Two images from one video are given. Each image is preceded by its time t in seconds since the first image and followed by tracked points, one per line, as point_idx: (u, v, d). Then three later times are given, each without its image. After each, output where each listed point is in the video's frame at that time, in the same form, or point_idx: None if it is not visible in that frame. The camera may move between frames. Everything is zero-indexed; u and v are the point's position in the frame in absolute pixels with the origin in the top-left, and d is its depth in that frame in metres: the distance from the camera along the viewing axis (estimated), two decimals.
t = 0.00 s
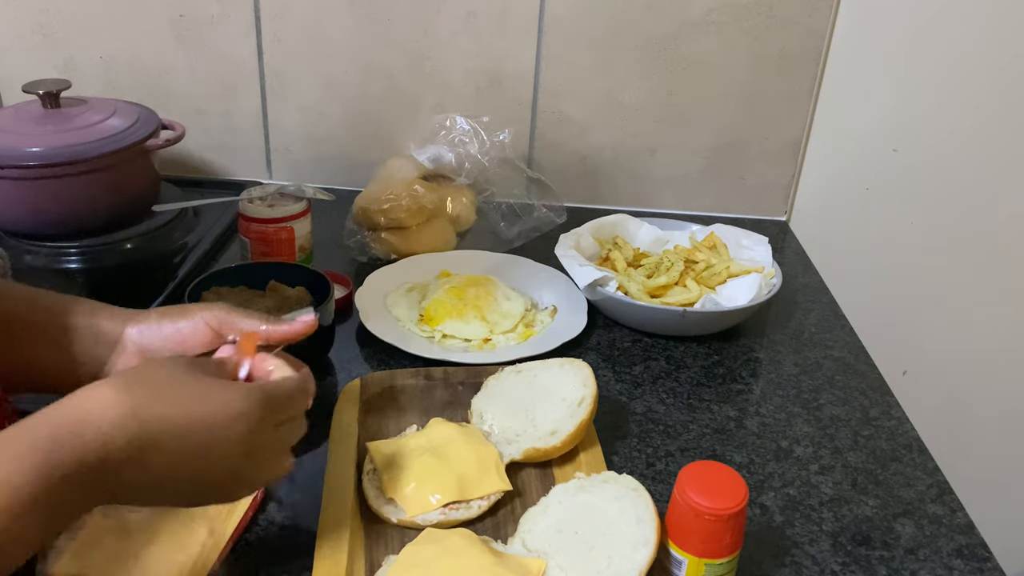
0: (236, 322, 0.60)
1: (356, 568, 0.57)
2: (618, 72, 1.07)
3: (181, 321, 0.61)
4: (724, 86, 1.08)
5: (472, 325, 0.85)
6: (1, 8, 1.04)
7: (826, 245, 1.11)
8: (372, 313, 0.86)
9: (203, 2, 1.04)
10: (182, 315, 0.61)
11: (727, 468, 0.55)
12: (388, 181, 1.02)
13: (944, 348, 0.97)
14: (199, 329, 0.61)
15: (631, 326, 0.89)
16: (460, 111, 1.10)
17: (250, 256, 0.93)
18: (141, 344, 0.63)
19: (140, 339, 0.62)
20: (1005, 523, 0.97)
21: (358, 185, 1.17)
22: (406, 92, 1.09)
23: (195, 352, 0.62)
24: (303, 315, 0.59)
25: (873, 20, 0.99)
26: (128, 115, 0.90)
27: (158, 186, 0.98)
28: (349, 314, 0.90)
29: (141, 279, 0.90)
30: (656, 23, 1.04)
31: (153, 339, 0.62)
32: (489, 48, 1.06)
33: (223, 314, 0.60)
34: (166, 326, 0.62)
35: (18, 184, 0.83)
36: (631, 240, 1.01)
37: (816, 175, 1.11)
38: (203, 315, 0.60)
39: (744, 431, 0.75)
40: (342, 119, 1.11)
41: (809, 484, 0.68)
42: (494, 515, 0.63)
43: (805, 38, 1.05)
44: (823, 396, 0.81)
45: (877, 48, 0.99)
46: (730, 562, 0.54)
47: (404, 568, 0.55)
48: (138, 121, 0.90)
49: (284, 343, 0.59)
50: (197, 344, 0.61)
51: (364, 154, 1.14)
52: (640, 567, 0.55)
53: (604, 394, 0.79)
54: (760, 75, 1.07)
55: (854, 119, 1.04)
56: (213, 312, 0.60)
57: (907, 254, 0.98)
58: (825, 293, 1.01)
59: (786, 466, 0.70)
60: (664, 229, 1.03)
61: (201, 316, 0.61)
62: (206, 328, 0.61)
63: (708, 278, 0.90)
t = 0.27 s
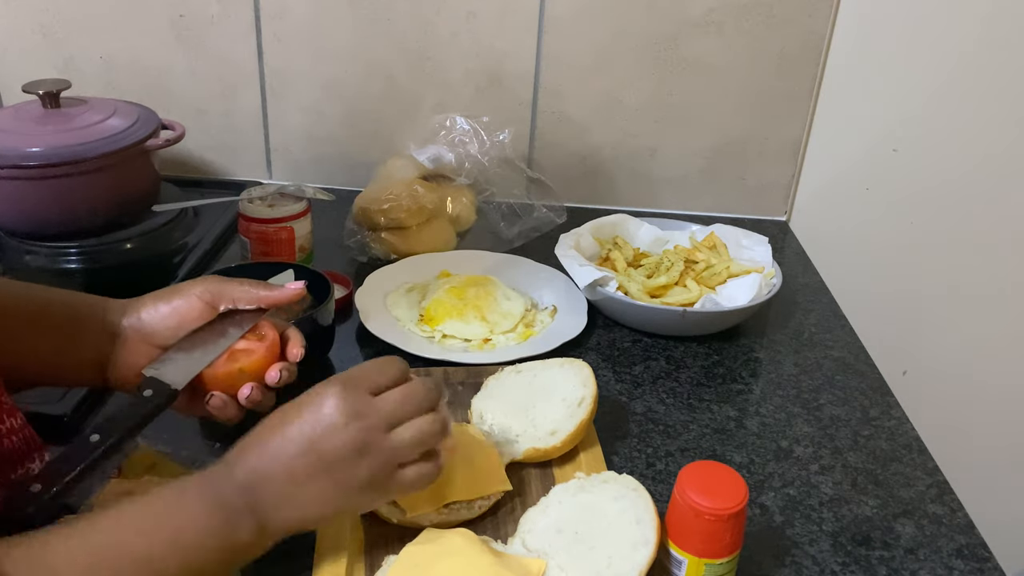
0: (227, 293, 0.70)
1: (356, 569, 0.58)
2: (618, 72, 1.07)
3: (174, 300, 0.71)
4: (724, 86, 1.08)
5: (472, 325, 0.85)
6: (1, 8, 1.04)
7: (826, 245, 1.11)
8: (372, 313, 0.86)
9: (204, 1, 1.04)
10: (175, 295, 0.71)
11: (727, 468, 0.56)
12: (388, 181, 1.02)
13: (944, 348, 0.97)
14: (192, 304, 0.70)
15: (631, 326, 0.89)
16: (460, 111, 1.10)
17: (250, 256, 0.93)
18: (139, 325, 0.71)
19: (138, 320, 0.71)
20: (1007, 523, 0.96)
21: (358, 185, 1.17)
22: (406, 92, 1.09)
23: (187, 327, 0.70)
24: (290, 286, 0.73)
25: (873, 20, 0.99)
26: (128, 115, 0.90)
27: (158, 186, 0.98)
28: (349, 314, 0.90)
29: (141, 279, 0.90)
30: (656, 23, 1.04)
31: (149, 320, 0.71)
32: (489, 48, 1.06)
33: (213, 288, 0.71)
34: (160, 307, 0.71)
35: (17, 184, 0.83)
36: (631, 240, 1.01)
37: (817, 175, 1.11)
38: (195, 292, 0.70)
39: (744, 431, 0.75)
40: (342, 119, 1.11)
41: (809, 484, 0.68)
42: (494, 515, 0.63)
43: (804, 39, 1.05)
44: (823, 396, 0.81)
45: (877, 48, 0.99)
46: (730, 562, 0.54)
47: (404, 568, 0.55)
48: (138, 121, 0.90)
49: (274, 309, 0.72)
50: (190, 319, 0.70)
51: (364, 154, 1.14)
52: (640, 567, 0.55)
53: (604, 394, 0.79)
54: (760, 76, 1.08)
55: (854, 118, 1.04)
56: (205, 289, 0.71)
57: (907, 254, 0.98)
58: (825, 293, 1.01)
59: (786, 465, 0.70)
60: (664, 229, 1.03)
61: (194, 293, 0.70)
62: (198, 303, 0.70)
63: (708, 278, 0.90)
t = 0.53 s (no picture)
0: (239, 295, 0.71)
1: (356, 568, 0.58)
2: (618, 72, 1.07)
3: (188, 302, 0.71)
4: (724, 86, 1.08)
5: (472, 325, 0.85)
6: (1, 8, 1.04)
7: (826, 245, 1.11)
8: (372, 313, 0.86)
9: (204, 1, 1.04)
10: (189, 296, 0.72)
11: (727, 468, 0.56)
12: (388, 181, 1.02)
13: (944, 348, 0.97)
14: (206, 306, 0.71)
15: (631, 326, 0.89)
16: (460, 111, 1.10)
17: (250, 256, 0.93)
18: (153, 326, 0.72)
19: (152, 322, 0.72)
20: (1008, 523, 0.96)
21: (358, 185, 1.17)
22: (406, 92, 1.09)
23: (201, 329, 0.71)
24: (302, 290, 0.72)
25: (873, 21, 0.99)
26: (128, 115, 0.90)
27: (158, 186, 0.98)
28: (349, 314, 0.90)
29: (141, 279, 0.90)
30: (656, 22, 1.04)
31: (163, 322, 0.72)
32: (489, 48, 1.06)
33: (225, 290, 0.71)
34: (174, 309, 0.72)
35: (18, 184, 0.83)
36: (631, 240, 1.01)
37: (817, 175, 1.11)
38: (209, 294, 0.71)
39: (744, 431, 0.75)
40: (341, 119, 1.11)
41: (809, 484, 0.68)
42: (494, 515, 0.63)
43: (803, 39, 1.05)
44: (823, 396, 0.81)
45: (877, 48, 0.99)
46: (730, 562, 0.54)
47: (404, 568, 0.56)
48: (138, 121, 0.90)
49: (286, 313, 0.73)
50: (204, 321, 0.71)
51: (364, 154, 1.14)
52: (640, 567, 0.55)
53: (604, 394, 0.79)
54: (760, 76, 1.07)
55: (854, 119, 1.04)
56: (218, 291, 0.71)
57: (907, 254, 0.98)
58: (825, 293, 1.01)
59: (786, 466, 0.70)
60: (664, 229, 1.03)
61: (207, 295, 0.71)
62: (212, 305, 0.71)
63: (708, 278, 0.90)
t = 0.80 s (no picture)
0: (268, 295, 0.71)
1: (356, 568, 0.57)
2: (618, 72, 1.07)
3: (215, 300, 0.71)
4: (723, 86, 1.08)
5: (472, 325, 0.85)
6: (1, 8, 1.04)
7: (826, 245, 1.11)
8: (372, 313, 0.86)
9: (204, 2, 1.04)
10: (216, 295, 0.71)
11: (727, 468, 0.56)
12: (388, 181, 1.02)
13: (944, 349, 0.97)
14: (234, 305, 0.70)
15: (631, 326, 0.89)
16: (460, 111, 1.10)
17: (250, 256, 0.93)
18: (178, 324, 0.71)
19: (177, 320, 0.71)
20: (1007, 523, 0.96)
21: (358, 185, 1.17)
22: (406, 92, 1.09)
23: (229, 327, 0.70)
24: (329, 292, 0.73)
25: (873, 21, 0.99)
26: (128, 115, 0.90)
27: (158, 186, 0.98)
28: (349, 314, 0.90)
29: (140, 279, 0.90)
30: (656, 23, 1.04)
31: (187, 319, 0.71)
32: (489, 48, 1.06)
33: (253, 290, 0.71)
34: (200, 306, 0.71)
35: (18, 184, 0.83)
36: (632, 240, 1.01)
37: (817, 175, 1.11)
38: (237, 293, 0.71)
39: (744, 431, 0.75)
40: (341, 119, 1.11)
41: (809, 484, 0.68)
42: (494, 515, 0.63)
43: (803, 39, 1.05)
44: (823, 396, 0.81)
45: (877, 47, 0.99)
46: (730, 562, 0.54)
47: (404, 568, 0.56)
48: (138, 121, 0.90)
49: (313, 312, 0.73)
50: (231, 320, 0.70)
51: (363, 154, 1.14)
52: (640, 567, 0.55)
53: (604, 394, 0.79)
54: (760, 76, 1.07)
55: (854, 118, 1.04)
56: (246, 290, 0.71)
57: (907, 254, 0.98)
58: (825, 293, 1.01)
59: (786, 466, 0.70)
60: (664, 229, 1.03)
61: (235, 295, 0.71)
62: (240, 304, 0.71)
63: (708, 278, 0.90)
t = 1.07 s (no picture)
0: (275, 315, 0.67)
1: (356, 568, 0.57)
2: (618, 72, 1.07)
3: (220, 320, 0.68)
4: (723, 86, 1.08)
5: (472, 325, 0.85)
6: (1, 8, 1.04)
7: (826, 245, 1.11)
8: (372, 313, 0.86)
9: (203, 2, 1.04)
10: (221, 316, 0.68)
11: (727, 468, 0.55)
12: (388, 181, 1.02)
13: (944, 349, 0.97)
14: (239, 327, 0.67)
15: (631, 326, 0.89)
16: (460, 111, 1.11)
17: (250, 257, 0.93)
18: (183, 346, 0.69)
19: (182, 342, 0.69)
20: (1007, 522, 0.96)
21: (358, 185, 1.17)
22: (406, 92, 1.09)
23: (235, 349, 0.67)
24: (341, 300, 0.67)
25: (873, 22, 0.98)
26: (128, 115, 0.90)
27: (158, 186, 0.98)
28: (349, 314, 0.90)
29: (140, 279, 0.90)
30: (656, 22, 1.04)
31: (192, 341, 0.68)
32: (489, 48, 1.06)
33: (259, 310, 0.67)
34: (205, 327, 0.68)
35: (19, 184, 0.83)
36: (632, 240, 1.01)
37: (817, 175, 1.11)
38: (243, 313, 0.67)
39: (744, 431, 0.75)
40: (342, 119, 1.11)
41: (809, 484, 0.68)
42: (494, 515, 0.63)
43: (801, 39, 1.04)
44: (823, 396, 0.81)
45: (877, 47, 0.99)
46: (730, 562, 0.54)
47: (404, 568, 0.56)
48: (138, 121, 0.90)
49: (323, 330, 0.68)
50: (236, 342, 0.67)
51: (364, 154, 1.14)
52: (640, 567, 0.55)
53: (604, 394, 0.79)
54: (760, 76, 1.07)
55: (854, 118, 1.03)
56: (252, 309, 0.67)
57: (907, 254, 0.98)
58: (825, 293, 1.01)
59: (786, 466, 0.70)
60: (664, 229, 1.03)
61: (241, 315, 0.67)
62: (246, 325, 0.67)
63: (708, 278, 0.90)
